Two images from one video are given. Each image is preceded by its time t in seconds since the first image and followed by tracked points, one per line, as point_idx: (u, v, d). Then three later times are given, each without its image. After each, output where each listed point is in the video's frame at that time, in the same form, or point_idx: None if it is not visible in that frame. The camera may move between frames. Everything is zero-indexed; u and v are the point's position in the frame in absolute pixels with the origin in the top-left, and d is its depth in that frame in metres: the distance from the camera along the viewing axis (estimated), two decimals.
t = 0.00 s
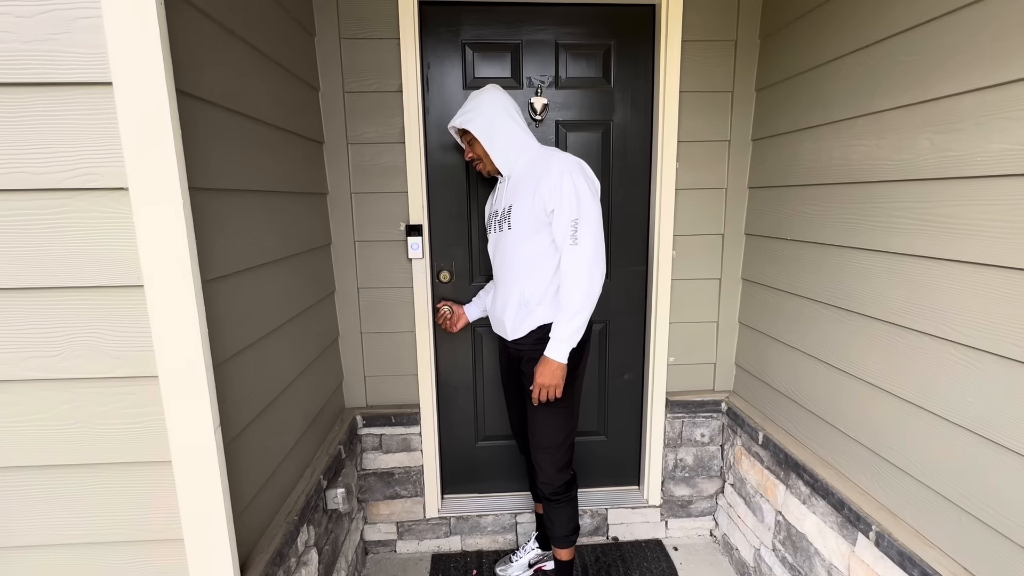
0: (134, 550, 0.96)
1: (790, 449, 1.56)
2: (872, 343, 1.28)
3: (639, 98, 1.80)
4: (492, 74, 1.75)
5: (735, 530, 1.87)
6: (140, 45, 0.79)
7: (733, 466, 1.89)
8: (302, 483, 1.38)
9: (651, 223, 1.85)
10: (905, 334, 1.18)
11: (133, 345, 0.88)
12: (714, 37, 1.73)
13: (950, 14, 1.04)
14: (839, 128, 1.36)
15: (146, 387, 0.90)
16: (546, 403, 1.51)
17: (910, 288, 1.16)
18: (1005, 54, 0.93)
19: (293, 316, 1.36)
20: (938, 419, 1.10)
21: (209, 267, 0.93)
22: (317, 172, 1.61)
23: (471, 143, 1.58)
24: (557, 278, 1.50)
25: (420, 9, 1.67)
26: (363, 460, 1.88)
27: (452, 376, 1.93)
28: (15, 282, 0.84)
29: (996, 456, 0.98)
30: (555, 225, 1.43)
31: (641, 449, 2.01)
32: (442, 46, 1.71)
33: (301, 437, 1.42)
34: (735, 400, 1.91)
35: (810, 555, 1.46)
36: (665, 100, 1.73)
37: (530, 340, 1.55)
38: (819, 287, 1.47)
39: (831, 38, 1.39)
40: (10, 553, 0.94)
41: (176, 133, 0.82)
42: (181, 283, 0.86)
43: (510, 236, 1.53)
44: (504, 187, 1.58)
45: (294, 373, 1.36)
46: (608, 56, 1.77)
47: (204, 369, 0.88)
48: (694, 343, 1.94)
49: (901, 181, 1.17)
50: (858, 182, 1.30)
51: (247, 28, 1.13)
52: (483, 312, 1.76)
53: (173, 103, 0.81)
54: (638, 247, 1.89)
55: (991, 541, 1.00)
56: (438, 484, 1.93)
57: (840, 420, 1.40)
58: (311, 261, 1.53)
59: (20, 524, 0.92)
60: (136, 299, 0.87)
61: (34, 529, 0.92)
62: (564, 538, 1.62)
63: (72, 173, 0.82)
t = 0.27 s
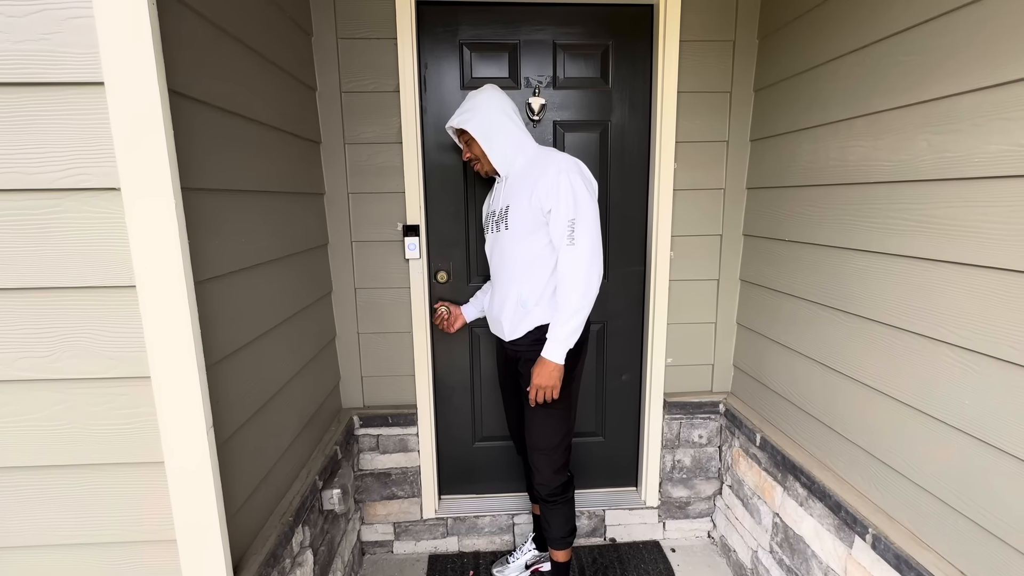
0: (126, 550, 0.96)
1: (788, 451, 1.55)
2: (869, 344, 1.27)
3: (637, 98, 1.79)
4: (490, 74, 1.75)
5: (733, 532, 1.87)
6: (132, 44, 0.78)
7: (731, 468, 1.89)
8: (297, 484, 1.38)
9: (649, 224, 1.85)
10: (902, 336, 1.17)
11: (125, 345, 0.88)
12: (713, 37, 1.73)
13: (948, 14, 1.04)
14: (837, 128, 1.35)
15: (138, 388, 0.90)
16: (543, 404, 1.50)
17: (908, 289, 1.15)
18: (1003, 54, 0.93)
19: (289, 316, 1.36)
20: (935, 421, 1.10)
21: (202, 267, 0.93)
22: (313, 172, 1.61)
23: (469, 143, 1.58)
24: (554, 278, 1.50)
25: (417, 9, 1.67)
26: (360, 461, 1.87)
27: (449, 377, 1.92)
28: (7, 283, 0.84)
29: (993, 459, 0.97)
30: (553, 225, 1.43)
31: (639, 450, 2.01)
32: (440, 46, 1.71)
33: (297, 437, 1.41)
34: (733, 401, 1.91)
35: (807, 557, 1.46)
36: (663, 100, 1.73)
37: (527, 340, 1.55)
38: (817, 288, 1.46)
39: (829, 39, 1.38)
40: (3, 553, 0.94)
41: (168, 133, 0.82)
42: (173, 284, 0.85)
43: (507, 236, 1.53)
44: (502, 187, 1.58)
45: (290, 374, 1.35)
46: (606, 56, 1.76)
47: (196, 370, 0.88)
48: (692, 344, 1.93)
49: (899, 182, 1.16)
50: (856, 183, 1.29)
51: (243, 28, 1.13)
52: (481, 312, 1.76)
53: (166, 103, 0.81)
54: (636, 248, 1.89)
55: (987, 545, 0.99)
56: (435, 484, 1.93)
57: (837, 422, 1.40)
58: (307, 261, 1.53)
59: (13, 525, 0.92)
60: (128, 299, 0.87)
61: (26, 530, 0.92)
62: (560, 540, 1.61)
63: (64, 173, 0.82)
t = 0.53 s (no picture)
0: (119, 551, 0.96)
1: (786, 453, 1.55)
2: (867, 346, 1.26)
3: (635, 98, 1.78)
4: (488, 74, 1.74)
5: (731, 534, 1.86)
6: (122, 44, 0.78)
7: (729, 470, 1.88)
8: (293, 485, 1.38)
9: (647, 224, 1.84)
10: (900, 338, 1.17)
11: (117, 346, 0.87)
12: (711, 37, 1.72)
13: (946, 14, 1.03)
14: (835, 129, 1.34)
15: (129, 389, 0.90)
16: (540, 405, 1.49)
17: (906, 291, 1.14)
18: (1001, 55, 0.92)
19: (284, 317, 1.36)
20: (933, 425, 1.09)
21: (194, 268, 0.93)
22: (310, 172, 1.60)
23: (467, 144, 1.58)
24: (552, 279, 1.49)
25: (414, 9, 1.66)
26: (357, 462, 1.87)
27: (447, 378, 1.92)
28: None
29: (990, 463, 0.96)
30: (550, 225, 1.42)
31: (637, 452, 2.00)
32: (437, 46, 1.70)
33: (292, 438, 1.41)
34: (732, 403, 1.90)
35: (804, 560, 1.45)
36: (661, 101, 1.72)
37: (525, 341, 1.54)
38: (815, 290, 1.45)
39: (827, 39, 1.37)
40: None
41: (159, 134, 0.81)
42: (164, 285, 0.85)
43: (505, 236, 1.52)
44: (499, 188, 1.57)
45: (285, 375, 1.35)
46: (604, 56, 1.76)
47: (188, 371, 0.88)
48: (690, 345, 1.92)
49: (896, 183, 1.15)
50: (854, 184, 1.29)
51: (237, 28, 1.13)
52: (478, 313, 1.75)
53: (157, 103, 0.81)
54: (634, 249, 1.88)
55: (985, 548, 0.98)
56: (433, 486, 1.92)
57: (835, 425, 1.39)
58: (303, 262, 1.52)
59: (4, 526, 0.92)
60: (119, 299, 0.87)
61: (18, 531, 0.92)
62: (557, 542, 1.60)
63: (55, 174, 0.82)
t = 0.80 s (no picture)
0: (112, 552, 0.95)
1: (785, 456, 1.54)
2: (866, 349, 1.25)
3: (634, 99, 1.78)
4: (486, 75, 1.74)
5: (730, 536, 1.85)
6: (115, 43, 0.78)
7: (728, 472, 1.87)
8: (288, 486, 1.38)
9: (646, 225, 1.83)
10: (898, 340, 1.16)
11: (110, 346, 0.87)
12: (710, 37, 1.71)
13: (944, 14, 1.02)
14: (834, 130, 1.34)
15: (122, 389, 0.89)
16: (537, 406, 1.49)
17: (904, 293, 1.14)
18: (999, 55, 0.91)
19: (280, 317, 1.35)
20: (931, 428, 1.08)
21: (188, 268, 0.92)
22: (307, 172, 1.60)
23: (466, 144, 1.57)
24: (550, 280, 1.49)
25: (413, 10, 1.66)
26: (354, 462, 1.87)
27: (445, 379, 1.91)
28: None
29: (988, 466, 0.95)
30: (547, 226, 1.41)
31: (636, 454, 1.99)
32: (435, 46, 1.70)
33: (288, 439, 1.40)
34: (731, 405, 1.89)
35: (803, 563, 1.44)
36: (660, 101, 1.72)
37: (523, 342, 1.54)
38: (814, 291, 1.45)
39: (825, 39, 1.37)
40: None
41: (152, 134, 0.81)
42: (157, 285, 0.85)
43: (502, 237, 1.52)
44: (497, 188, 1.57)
45: (281, 375, 1.35)
46: (602, 56, 1.75)
47: (182, 371, 0.88)
48: (689, 347, 1.91)
49: (894, 184, 1.15)
50: (853, 185, 1.28)
51: (233, 28, 1.13)
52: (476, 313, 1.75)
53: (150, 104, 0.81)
54: (633, 250, 1.87)
55: (983, 552, 0.97)
56: (430, 487, 1.92)
57: (833, 427, 1.38)
58: (300, 262, 1.52)
59: None
60: (112, 299, 0.86)
61: (11, 531, 0.92)
62: (554, 544, 1.60)
63: (48, 173, 0.82)
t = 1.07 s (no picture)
0: (108, 551, 0.96)
1: (784, 458, 1.53)
2: (864, 351, 1.25)
3: (633, 101, 1.78)
4: (485, 76, 1.74)
5: (729, 539, 1.85)
6: (112, 45, 0.78)
7: (727, 474, 1.86)
8: (286, 486, 1.38)
9: (645, 227, 1.83)
10: (897, 343, 1.15)
11: (106, 346, 0.88)
12: (709, 39, 1.71)
13: (942, 16, 1.02)
14: (832, 132, 1.34)
15: (119, 389, 0.90)
16: (535, 408, 1.49)
17: (903, 295, 1.13)
18: (997, 57, 0.91)
19: (278, 318, 1.36)
20: (929, 431, 1.07)
21: (185, 269, 0.93)
22: (306, 173, 1.60)
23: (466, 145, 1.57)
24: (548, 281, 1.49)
25: (412, 11, 1.67)
26: (353, 463, 1.87)
27: (444, 381, 1.92)
28: None
29: (986, 469, 0.95)
30: (546, 227, 1.41)
31: (635, 455, 1.99)
32: (434, 48, 1.71)
33: (286, 439, 1.41)
34: (730, 407, 1.88)
35: (801, 566, 1.43)
36: (660, 103, 1.72)
37: (521, 344, 1.54)
38: (812, 293, 1.44)
39: (824, 41, 1.36)
40: None
41: (149, 135, 0.82)
42: (154, 286, 0.85)
43: (501, 238, 1.52)
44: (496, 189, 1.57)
45: (279, 376, 1.35)
46: (602, 58, 1.75)
47: (178, 372, 0.88)
48: (688, 349, 1.91)
49: (893, 186, 1.14)
50: (851, 187, 1.28)
51: (232, 29, 1.13)
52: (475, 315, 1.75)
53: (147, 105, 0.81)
54: (632, 251, 1.87)
55: (981, 556, 0.97)
56: (429, 488, 1.92)
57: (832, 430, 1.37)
58: (299, 263, 1.52)
59: None
60: (109, 300, 0.87)
61: (8, 530, 0.92)
62: (552, 546, 1.60)
63: (46, 174, 0.82)
